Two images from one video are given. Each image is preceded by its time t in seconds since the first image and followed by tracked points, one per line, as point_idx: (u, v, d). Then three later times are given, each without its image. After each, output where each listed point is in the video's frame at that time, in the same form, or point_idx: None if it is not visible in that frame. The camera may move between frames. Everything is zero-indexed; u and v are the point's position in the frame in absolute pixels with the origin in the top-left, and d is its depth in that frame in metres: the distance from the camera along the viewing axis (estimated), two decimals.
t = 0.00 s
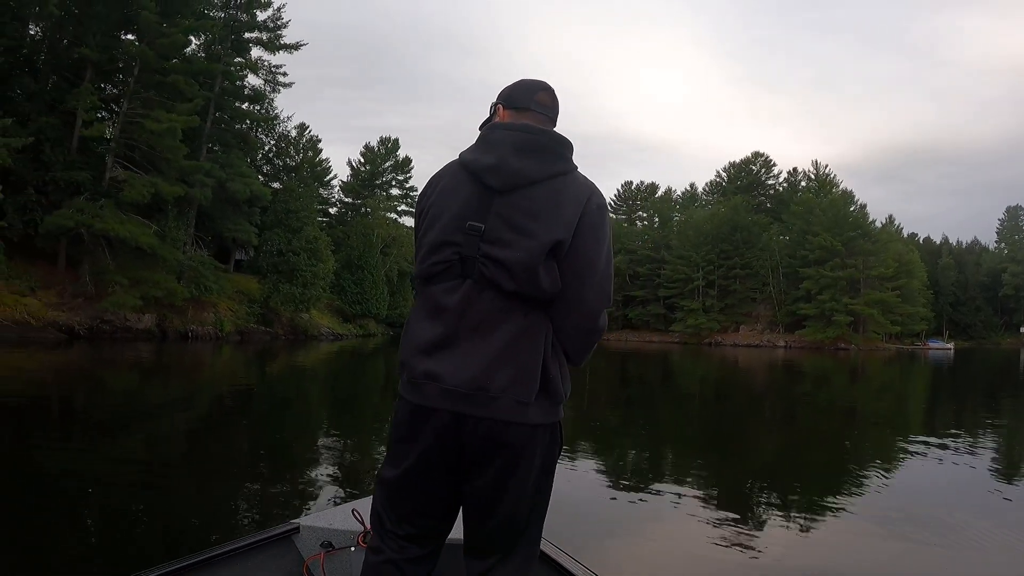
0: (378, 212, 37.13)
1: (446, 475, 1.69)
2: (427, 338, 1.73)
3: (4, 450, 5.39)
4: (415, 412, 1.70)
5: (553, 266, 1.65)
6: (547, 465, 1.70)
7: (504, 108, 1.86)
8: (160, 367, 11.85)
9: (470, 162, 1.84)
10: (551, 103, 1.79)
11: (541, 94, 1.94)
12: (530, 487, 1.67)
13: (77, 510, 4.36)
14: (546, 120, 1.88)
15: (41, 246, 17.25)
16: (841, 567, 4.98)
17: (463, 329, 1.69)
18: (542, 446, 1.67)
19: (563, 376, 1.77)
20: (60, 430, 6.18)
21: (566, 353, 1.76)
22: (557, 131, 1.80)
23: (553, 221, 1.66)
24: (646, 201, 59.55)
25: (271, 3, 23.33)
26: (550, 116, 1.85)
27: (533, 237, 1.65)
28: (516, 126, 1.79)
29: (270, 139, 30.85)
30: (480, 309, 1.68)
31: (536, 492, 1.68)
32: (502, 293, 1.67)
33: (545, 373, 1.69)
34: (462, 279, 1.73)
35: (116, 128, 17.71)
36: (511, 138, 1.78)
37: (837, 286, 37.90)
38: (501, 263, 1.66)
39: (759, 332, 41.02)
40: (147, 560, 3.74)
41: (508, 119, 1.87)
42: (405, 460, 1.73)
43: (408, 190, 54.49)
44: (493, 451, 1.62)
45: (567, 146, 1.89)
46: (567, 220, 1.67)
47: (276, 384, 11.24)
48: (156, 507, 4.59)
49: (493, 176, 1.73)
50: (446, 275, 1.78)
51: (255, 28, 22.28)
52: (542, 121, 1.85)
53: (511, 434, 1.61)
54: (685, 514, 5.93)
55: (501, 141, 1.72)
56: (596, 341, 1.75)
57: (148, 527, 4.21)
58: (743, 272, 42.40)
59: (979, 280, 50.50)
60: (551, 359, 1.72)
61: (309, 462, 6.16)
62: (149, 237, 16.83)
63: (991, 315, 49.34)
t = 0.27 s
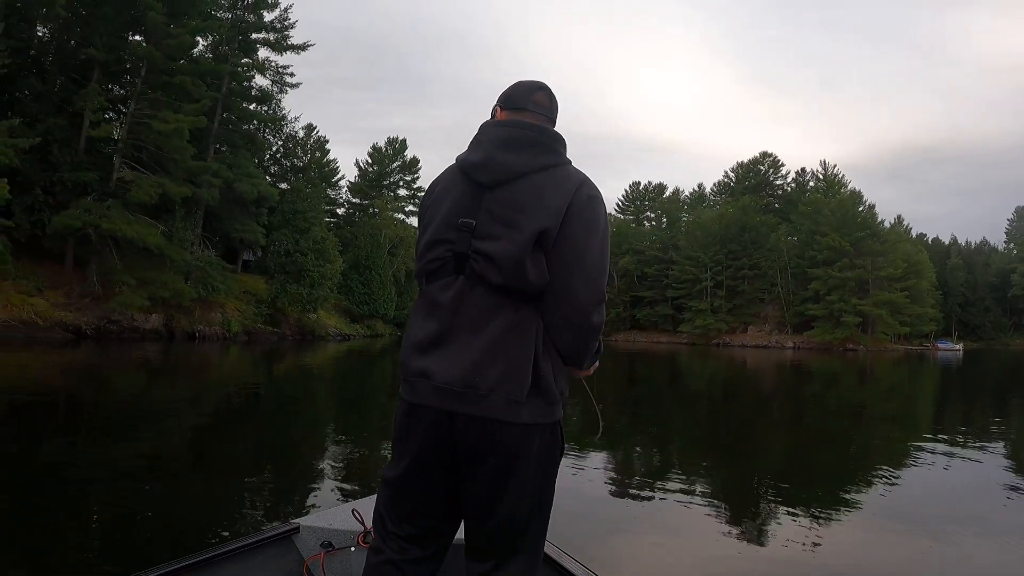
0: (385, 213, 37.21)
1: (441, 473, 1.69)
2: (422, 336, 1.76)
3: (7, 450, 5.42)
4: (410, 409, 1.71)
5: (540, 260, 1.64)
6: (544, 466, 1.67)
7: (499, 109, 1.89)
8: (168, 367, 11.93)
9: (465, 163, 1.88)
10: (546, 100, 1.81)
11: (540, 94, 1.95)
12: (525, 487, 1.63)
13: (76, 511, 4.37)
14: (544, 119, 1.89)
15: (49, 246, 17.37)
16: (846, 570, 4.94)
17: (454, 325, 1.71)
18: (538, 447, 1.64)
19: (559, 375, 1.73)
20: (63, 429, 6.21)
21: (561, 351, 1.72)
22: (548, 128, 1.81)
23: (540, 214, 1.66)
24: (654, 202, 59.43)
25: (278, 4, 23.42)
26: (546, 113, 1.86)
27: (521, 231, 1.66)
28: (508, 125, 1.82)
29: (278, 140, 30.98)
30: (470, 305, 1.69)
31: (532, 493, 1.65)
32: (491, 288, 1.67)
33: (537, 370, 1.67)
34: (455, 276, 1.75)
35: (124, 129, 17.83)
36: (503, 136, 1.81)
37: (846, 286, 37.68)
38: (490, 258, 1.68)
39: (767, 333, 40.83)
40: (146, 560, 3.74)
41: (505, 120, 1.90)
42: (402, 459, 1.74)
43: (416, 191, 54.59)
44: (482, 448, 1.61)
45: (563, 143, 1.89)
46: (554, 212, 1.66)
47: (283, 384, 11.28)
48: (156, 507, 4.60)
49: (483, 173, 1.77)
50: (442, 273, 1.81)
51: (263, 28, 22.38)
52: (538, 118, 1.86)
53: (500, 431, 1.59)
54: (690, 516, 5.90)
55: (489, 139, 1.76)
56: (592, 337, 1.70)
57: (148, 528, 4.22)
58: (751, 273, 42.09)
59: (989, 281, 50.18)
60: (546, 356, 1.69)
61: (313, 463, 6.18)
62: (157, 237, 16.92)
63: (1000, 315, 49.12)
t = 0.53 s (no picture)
0: (392, 212, 37.27)
1: (434, 473, 1.68)
2: (417, 335, 1.77)
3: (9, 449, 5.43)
4: (404, 408, 1.72)
5: (529, 255, 1.62)
6: (540, 468, 1.63)
7: (493, 109, 1.90)
8: (176, 366, 11.99)
9: (461, 164, 1.90)
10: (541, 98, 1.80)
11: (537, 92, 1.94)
12: (520, 488, 1.61)
13: (75, 510, 4.36)
14: (541, 116, 1.88)
15: (56, 245, 17.49)
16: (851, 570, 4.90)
17: (445, 323, 1.72)
18: (532, 447, 1.61)
19: (556, 374, 1.70)
20: (65, 429, 6.22)
21: (556, 349, 1.68)
22: (541, 125, 1.80)
23: (528, 208, 1.65)
24: (662, 202, 59.28)
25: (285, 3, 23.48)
26: (543, 111, 1.86)
27: (509, 228, 1.65)
28: (500, 123, 1.83)
29: (285, 140, 31.07)
30: (462, 303, 1.69)
31: (527, 494, 1.62)
32: (481, 286, 1.67)
33: (530, 368, 1.64)
34: (447, 275, 1.76)
35: (132, 128, 17.93)
36: (495, 135, 1.82)
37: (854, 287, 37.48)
38: (480, 255, 1.68)
39: (775, 334, 40.63)
40: (145, 561, 3.73)
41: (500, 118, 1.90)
42: (397, 458, 1.75)
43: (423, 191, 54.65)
44: (472, 447, 1.59)
45: (559, 140, 1.88)
46: (542, 208, 1.65)
47: (290, 384, 11.31)
48: (156, 507, 4.59)
49: (474, 172, 1.79)
50: (437, 273, 1.82)
51: (270, 28, 22.45)
52: (533, 116, 1.86)
53: (490, 429, 1.58)
54: (694, 517, 5.86)
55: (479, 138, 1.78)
56: (589, 335, 1.66)
57: (147, 528, 4.21)
58: (760, 273, 41.83)
59: (998, 281, 49.81)
60: (538, 354, 1.67)
61: (317, 462, 6.19)
62: (163, 237, 16.99)
63: (1009, 316, 48.77)
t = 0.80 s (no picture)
0: (399, 212, 37.35)
1: (435, 475, 1.67)
2: (413, 336, 1.76)
3: (12, 447, 5.45)
4: (403, 410, 1.71)
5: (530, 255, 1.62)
6: (542, 466, 1.64)
7: (487, 107, 1.90)
8: (183, 366, 12.05)
9: (454, 163, 1.89)
10: (535, 96, 1.80)
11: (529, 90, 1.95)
12: (522, 488, 1.61)
13: (77, 510, 4.36)
14: (534, 114, 1.88)
15: (64, 245, 17.62)
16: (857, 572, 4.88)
17: (444, 324, 1.71)
18: (533, 445, 1.61)
19: (556, 371, 1.71)
20: (70, 428, 6.25)
21: (557, 347, 1.70)
22: (536, 124, 1.81)
23: (528, 207, 1.65)
24: (669, 202, 59.17)
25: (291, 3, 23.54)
26: (535, 109, 1.87)
27: (509, 228, 1.65)
28: (495, 122, 1.82)
29: (292, 140, 31.18)
30: (461, 303, 1.69)
31: (530, 493, 1.62)
32: (481, 285, 1.67)
33: (532, 367, 1.65)
34: (445, 275, 1.74)
35: (139, 128, 18.06)
36: (490, 133, 1.81)
37: (862, 287, 37.30)
38: (479, 255, 1.67)
39: (783, 334, 40.44)
40: (146, 560, 3.74)
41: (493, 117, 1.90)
42: (395, 461, 1.73)
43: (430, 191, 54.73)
44: (475, 448, 1.59)
45: (553, 139, 1.89)
46: (542, 206, 1.65)
47: (296, 384, 11.34)
48: (158, 507, 4.60)
49: (472, 171, 1.77)
50: (433, 273, 1.81)
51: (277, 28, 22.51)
52: (524, 115, 1.87)
53: (492, 429, 1.58)
54: (697, 518, 5.84)
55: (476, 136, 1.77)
56: (589, 332, 1.68)
57: (149, 528, 4.22)
58: (768, 273, 41.64)
59: (1008, 282, 49.49)
60: (538, 353, 1.67)
61: (321, 462, 6.21)
62: (170, 237, 17.07)
63: (1018, 317, 48.52)
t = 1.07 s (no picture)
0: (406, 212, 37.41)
1: (435, 476, 1.67)
2: (412, 337, 1.74)
3: (16, 447, 5.46)
4: (402, 411, 1.70)
5: (534, 255, 1.62)
6: (542, 465, 1.65)
7: (485, 108, 1.89)
8: (190, 366, 12.09)
9: (452, 162, 1.88)
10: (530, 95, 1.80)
11: (525, 90, 1.94)
12: (523, 488, 1.61)
13: (79, 510, 4.35)
14: (530, 116, 1.89)
15: (70, 244, 17.71)
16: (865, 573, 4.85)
17: (444, 325, 1.70)
18: (535, 444, 1.62)
19: (555, 371, 1.72)
20: (74, 427, 6.25)
21: (557, 346, 1.71)
22: (534, 125, 1.81)
23: (530, 209, 1.65)
24: (677, 202, 59.02)
25: (298, 3, 23.60)
26: (530, 110, 1.87)
27: (512, 227, 1.65)
28: (494, 122, 1.81)
29: (299, 140, 31.29)
30: (462, 304, 1.68)
31: (531, 493, 1.63)
32: (483, 286, 1.66)
33: (533, 367, 1.65)
34: (445, 275, 1.73)
35: (146, 128, 18.15)
36: (490, 134, 1.81)
37: (870, 287, 37.10)
38: (480, 256, 1.67)
39: (791, 335, 40.23)
40: (146, 561, 3.73)
41: (490, 117, 1.90)
42: (394, 462, 1.72)
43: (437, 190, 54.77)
44: (477, 450, 1.59)
45: (549, 139, 1.90)
46: (544, 208, 1.65)
47: (302, 384, 11.35)
48: (160, 507, 4.58)
49: (472, 171, 1.77)
50: (431, 274, 1.80)
51: (283, 28, 22.57)
52: (521, 114, 1.86)
53: (495, 431, 1.57)
54: (702, 520, 5.80)
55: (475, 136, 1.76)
56: (588, 331, 1.70)
57: (151, 528, 4.20)
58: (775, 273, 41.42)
59: (1018, 282, 49.11)
60: (539, 354, 1.68)
61: (325, 462, 6.22)
62: (177, 236, 17.14)
63: None
